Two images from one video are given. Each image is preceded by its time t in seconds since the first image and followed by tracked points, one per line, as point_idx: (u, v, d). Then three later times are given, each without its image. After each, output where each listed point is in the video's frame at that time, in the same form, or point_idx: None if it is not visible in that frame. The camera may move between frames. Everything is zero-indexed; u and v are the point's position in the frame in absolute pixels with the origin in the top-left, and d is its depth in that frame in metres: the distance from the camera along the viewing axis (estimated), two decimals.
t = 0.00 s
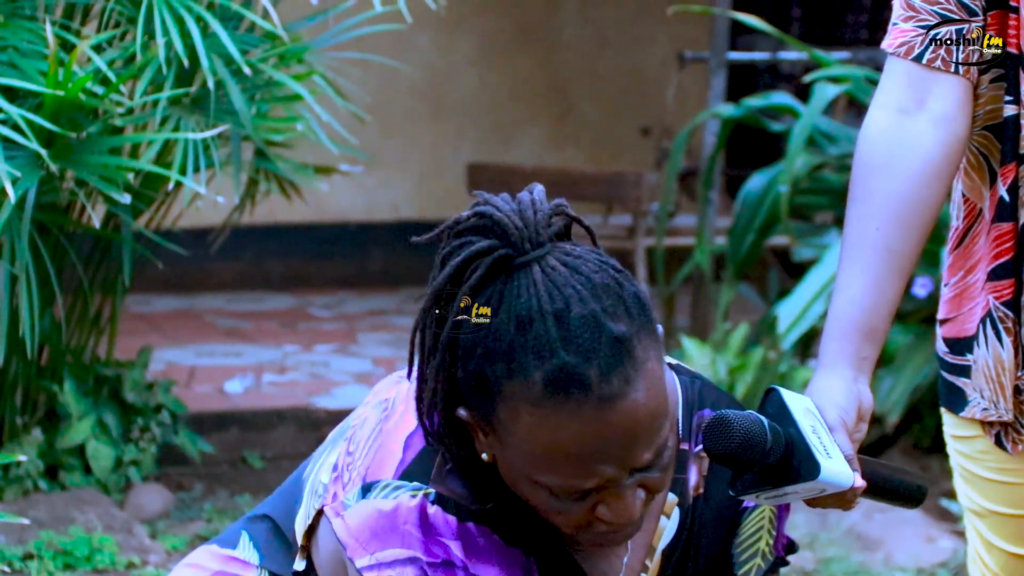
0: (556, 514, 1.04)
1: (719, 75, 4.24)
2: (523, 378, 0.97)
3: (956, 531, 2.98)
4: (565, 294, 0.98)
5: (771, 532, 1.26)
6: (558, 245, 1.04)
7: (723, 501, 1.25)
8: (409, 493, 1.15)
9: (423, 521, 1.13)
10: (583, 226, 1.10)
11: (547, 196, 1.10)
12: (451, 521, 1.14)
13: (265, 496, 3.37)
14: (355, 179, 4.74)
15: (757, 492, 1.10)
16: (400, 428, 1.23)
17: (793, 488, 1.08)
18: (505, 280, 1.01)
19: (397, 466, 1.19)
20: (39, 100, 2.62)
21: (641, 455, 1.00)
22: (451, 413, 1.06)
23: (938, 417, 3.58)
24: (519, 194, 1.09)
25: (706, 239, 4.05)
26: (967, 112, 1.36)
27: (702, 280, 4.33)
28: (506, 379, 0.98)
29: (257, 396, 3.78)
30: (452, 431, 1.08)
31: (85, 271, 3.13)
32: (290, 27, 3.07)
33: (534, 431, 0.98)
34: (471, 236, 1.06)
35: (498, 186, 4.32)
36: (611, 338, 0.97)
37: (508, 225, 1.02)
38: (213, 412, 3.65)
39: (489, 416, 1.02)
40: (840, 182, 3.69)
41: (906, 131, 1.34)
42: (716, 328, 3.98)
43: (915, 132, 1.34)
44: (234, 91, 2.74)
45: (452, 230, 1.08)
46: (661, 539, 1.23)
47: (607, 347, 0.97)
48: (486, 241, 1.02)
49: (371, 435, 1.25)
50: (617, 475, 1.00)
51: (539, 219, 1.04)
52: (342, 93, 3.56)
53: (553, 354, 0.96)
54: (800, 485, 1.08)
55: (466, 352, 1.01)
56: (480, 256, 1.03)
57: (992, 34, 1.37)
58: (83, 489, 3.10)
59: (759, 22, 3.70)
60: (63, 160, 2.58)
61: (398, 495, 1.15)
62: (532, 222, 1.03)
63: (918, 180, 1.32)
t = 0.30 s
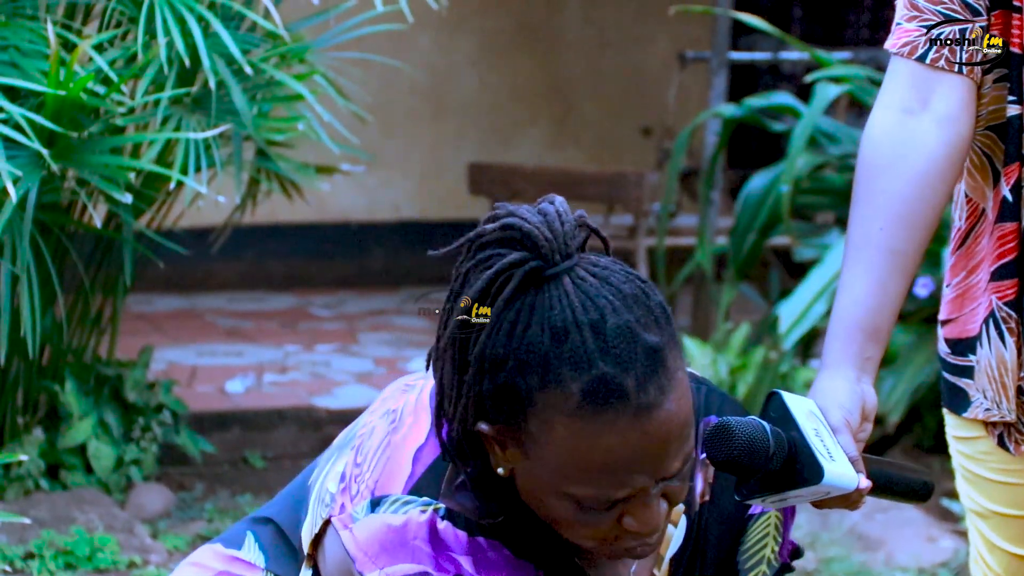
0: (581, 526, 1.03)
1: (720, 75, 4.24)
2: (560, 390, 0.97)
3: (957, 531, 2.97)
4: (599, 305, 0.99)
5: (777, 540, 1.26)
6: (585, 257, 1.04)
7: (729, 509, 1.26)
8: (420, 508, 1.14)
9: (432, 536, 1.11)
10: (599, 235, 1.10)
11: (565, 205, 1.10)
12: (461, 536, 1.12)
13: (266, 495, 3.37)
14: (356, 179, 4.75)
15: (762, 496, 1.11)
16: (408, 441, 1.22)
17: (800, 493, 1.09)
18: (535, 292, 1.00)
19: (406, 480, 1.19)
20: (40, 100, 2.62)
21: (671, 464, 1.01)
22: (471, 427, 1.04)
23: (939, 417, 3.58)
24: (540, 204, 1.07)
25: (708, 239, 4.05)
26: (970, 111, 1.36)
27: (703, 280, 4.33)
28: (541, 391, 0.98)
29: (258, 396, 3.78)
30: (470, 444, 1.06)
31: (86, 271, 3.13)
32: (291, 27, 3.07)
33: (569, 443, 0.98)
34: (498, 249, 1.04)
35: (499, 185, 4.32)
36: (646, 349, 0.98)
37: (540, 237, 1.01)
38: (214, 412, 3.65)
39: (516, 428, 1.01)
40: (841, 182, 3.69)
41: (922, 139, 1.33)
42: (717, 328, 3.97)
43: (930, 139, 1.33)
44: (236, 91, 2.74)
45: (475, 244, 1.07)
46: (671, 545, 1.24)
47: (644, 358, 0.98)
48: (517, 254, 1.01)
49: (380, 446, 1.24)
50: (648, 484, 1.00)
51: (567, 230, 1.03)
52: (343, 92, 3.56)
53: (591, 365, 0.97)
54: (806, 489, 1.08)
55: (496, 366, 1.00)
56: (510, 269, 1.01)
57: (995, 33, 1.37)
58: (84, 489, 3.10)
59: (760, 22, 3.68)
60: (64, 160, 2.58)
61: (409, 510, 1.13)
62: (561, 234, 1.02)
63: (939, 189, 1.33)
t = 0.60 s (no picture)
0: (578, 512, 1.02)
1: (722, 73, 4.23)
2: (570, 364, 0.97)
3: (959, 529, 2.97)
4: (611, 282, 0.99)
5: (778, 551, 1.20)
6: (593, 238, 1.05)
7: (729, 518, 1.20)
8: (415, 497, 1.13)
9: (428, 526, 1.11)
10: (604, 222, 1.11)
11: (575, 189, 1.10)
12: (456, 527, 1.12)
13: (267, 493, 3.37)
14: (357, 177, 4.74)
15: (763, 495, 1.11)
16: (406, 432, 1.21)
17: (802, 490, 1.08)
18: (547, 268, 1.00)
19: (400, 470, 1.18)
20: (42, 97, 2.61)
21: (674, 448, 1.01)
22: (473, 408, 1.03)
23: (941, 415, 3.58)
24: (551, 184, 1.07)
25: (709, 237, 4.05)
26: (975, 113, 1.36)
27: (704, 278, 4.33)
28: (550, 366, 0.97)
29: (259, 394, 3.78)
30: (469, 422, 1.06)
31: (88, 268, 3.13)
32: (292, 25, 3.06)
33: (577, 420, 0.97)
34: (509, 224, 1.04)
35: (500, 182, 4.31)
36: (656, 328, 0.99)
37: (552, 211, 1.01)
38: (215, 409, 3.65)
39: (519, 406, 1.00)
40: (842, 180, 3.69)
41: (925, 126, 1.33)
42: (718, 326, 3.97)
43: (938, 125, 1.33)
44: (237, 89, 2.74)
45: (487, 220, 1.06)
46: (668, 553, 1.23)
47: (653, 335, 0.99)
48: (530, 228, 1.01)
49: (375, 439, 1.24)
50: (651, 466, 1.00)
51: (578, 209, 1.03)
52: (344, 90, 3.56)
53: (603, 339, 0.97)
54: (808, 487, 1.07)
55: (503, 342, 0.99)
56: (522, 243, 1.01)
57: (998, 32, 1.38)
58: (85, 486, 3.10)
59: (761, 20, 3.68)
60: (66, 158, 2.58)
61: (403, 500, 1.12)
62: (573, 212, 1.03)
63: (947, 175, 1.33)
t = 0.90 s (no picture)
0: (566, 516, 1.03)
1: (722, 71, 4.22)
2: (552, 372, 0.97)
3: (958, 527, 2.97)
4: (593, 288, 0.99)
5: (772, 551, 1.22)
6: (577, 241, 1.04)
7: (722, 521, 1.21)
8: (404, 504, 1.13)
9: (416, 532, 1.10)
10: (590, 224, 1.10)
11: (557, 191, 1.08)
12: (444, 533, 1.11)
13: (268, 491, 3.37)
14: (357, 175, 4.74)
15: (764, 487, 1.11)
16: (395, 436, 1.21)
17: (801, 484, 1.08)
18: (529, 274, 1.00)
19: (391, 476, 1.18)
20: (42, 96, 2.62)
21: (658, 453, 1.01)
22: (457, 412, 1.04)
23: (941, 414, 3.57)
24: (533, 188, 1.07)
25: (710, 236, 4.04)
26: (976, 108, 1.36)
27: (705, 276, 4.32)
28: (532, 373, 0.98)
29: (259, 393, 3.78)
30: (455, 430, 1.06)
31: (88, 267, 3.13)
32: (292, 23, 3.06)
33: (558, 427, 0.98)
34: (491, 230, 1.04)
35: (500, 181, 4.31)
36: (639, 334, 0.99)
37: (535, 217, 1.00)
38: (215, 408, 3.65)
39: (504, 412, 1.00)
40: (843, 178, 3.69)
41: (924, 123, 1.33)
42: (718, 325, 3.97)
43: (930, 126, 1.33)
44: (237, 87, 2.74)
45: (468, 224, 1.06)
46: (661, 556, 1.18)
47: (636, 341, 0.98)
48: (512, 234, 1.01)
49: (368, 442, 1.23)
50: (635, 472, 1.00)
51: (561, 213, 1.03)
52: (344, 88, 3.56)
53: (584, 347, 0.97)
54: (806, 481, 1.07)
55: (485, 349, 1.00)
56: (505, 250, 1.01)
57: (999, 30, 1.38)
58: (85, 485, 3.11)
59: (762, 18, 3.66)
60: (66, 156, 2.58)
61: (392, 506, 1.12)
62: (556, 217, 1.02)
63: (938, 176, 1.32)
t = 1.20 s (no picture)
0: (575, 508, 1.03)
1: (723, 69, 4.22)
2: (559, 357, 0.98)
3: (959, 526, 2.97)
4: (603, 276, 1.00)
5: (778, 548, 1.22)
6: (588, 232, 1.05)
7: (733, 520, 1.21)
8: (409, 498, 1.13)
9: (422, 527, 1.11)
10: (603, 218, 1.11)
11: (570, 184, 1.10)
12: (450, 528, 1.12)
13: (269, 490, 3.37)
14: (358, 174, 4.73)
15: (764, 484, 1.11)
16: (401, 432, 1.20)
17: (801, 481, 1.09)
18: (539, 261, 1.01)
19: (396, 471, 1.16)
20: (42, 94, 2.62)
21: (665, 444, 1.01)
22: (467, 401, 1.05)
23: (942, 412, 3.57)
24: (547, 179, 1.08)
25: (710, 234, 4.04)
26: (976, 107, 1.36)
27: (706, 274, 4.32)
28: (539, 359, 0.98)
29: (260, 391, 3.78)
30: (468, 417, 1.07)
31: (88, 265, 3.13)
32: (292, 21, 3.06)
33: (566, 413, 0.98)
34: (503, 219, 1.06)
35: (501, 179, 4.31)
36: (647, 322, 0.99)
37: (546, 206, 1.02)
38: (216, 406, 3.66)
39: (512, 399, 1.01)
40: (844, 176, 3.68)
41: (924, 121, 1.33)
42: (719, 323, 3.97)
43: (932, 124, 1.33)
44: (238, 85, 2.74)
45: (481, 215, 1.07)
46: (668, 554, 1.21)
47: (644, 330, 0.99)
48: (523, 222, 1.02)
49: (372, 437, 1.22)
50: (642, 461, 1.01)
51: (572, 204, 1.04)
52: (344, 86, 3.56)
53: (591, 333, 0.97)
54: (807, 476, 1.08)
55: (494, 335, 1.01)
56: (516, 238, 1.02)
57: (1000, 28, 1.38)
58: (86, 483, 3.11)
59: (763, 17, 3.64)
60: (66, 155, 2.57)
61: (397, 501, 1.12)
62: (567, 207, 1.04)
63: (942, 173, 1.32)
